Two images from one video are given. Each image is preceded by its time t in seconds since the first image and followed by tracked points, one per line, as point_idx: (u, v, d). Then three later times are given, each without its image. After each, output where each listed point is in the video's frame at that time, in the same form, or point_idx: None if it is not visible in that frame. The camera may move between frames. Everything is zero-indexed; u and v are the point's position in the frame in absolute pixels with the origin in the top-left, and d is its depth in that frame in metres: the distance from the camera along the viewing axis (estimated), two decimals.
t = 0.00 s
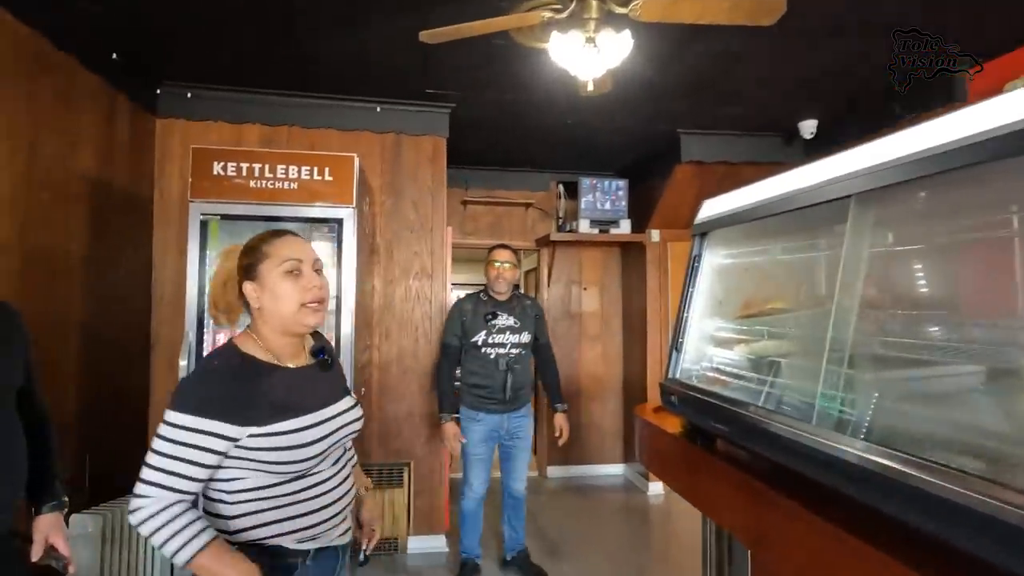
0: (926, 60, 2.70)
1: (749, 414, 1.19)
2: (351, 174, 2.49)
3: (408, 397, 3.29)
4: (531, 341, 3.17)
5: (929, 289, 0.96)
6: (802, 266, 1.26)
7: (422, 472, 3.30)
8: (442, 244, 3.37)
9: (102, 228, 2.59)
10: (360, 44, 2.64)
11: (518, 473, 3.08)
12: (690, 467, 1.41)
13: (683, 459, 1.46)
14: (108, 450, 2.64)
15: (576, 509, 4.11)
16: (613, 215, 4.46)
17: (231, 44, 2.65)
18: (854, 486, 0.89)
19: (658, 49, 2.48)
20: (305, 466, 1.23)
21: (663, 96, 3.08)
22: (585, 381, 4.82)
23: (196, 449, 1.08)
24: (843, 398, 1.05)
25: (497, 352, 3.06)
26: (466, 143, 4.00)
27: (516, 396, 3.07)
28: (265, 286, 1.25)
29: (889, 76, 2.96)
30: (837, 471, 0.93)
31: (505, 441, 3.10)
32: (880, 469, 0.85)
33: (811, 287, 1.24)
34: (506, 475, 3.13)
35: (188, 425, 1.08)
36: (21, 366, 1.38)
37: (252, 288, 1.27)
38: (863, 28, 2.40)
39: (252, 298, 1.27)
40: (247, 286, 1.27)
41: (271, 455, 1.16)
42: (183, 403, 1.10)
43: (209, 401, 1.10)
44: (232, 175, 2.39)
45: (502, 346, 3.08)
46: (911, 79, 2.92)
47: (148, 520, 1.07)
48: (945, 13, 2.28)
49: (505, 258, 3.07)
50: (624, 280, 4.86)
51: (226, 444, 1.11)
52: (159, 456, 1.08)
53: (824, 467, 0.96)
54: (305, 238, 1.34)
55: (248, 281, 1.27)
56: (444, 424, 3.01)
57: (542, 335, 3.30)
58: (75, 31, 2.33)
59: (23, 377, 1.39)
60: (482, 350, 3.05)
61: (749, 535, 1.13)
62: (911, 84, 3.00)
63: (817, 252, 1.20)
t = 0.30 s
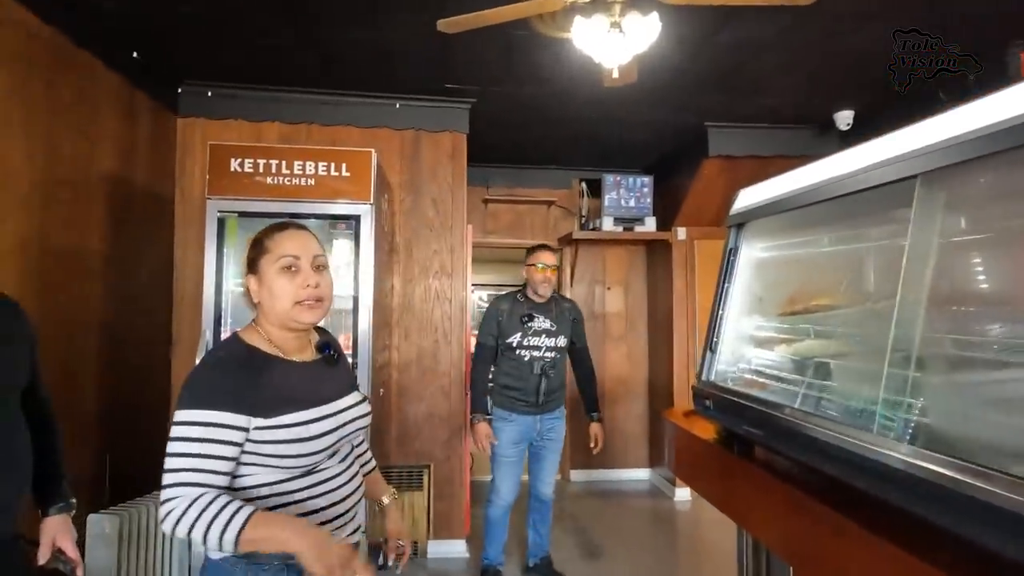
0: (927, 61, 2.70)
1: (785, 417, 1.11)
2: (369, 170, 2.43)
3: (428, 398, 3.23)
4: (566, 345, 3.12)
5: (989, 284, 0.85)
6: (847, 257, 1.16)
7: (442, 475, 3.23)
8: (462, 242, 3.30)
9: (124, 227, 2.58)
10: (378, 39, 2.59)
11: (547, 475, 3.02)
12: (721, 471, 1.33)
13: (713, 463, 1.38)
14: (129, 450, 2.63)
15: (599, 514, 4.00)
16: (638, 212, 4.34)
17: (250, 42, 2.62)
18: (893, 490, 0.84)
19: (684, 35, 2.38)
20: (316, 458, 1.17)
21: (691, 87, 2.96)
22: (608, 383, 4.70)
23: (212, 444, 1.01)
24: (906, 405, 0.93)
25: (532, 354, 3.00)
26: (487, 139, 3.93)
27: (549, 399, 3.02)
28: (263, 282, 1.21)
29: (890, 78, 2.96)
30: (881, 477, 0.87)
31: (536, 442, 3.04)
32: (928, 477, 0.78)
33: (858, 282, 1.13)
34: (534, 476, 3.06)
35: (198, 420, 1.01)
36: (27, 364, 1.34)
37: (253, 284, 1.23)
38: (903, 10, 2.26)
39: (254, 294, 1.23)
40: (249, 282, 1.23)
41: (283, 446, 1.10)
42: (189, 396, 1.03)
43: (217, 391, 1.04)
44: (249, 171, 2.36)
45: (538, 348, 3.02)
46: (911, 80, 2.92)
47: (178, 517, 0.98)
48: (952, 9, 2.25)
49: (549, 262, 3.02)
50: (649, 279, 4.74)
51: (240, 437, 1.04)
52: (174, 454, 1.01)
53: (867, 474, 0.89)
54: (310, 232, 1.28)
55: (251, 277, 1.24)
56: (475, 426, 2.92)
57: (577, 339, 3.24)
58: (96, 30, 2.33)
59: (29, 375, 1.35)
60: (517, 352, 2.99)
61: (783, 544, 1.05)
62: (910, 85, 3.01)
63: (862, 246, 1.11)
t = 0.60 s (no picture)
0: (926, 61, 2.71)
1: (825, 419, 1.03)
2: (387, 164, 2.35)
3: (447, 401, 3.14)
4: (594, 347, 3.00)
5: None
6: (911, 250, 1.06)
7: (460, 481, 3.13)
8: (482, 241, 3.21)
9: (139, 226, 2.55)
10: (395, 31, 2.52)
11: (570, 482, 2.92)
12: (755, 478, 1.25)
13: (748, 470, 1.29)
14: (145, 452, 2.59)
15: (623, 521, 3.87)
16: (662, 210, 4.21)
17: (265, 37, 2.58)
18: (938, 498, 0.77)
19: (713, 19, 2.26)
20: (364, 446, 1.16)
21: (719, 77, 2.84)
22: (632, 386, 4.56)
23: (265, 430, 0.99)
24: (1010, 418, 0.78)
25: (559, 355, 2.89)
26: (506, 136, 3.84)
27: (577, 402, 2.90)
28: (301, 278, 1.15)
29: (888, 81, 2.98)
30: (927, 481, 0.79)
31: (563, 447, 2.93)
32: (977, 480, 0.71)
33: (932, 276, 1.00)
34: (559, 482, 2.95)
35: (249, 409, 1.00)
36: (25, 365, 1.28)
37: (286, 276, 1.17)
38: None
39: (286, 286, 1.17)
40: (282, 275, 1.17)
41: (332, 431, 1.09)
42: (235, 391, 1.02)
43: (259, 381, 1.02)
44: (263, 166, 2.29)
45: (566, 349, 2.91)
46: (911, 81, 2.93)
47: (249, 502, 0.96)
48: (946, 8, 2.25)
49: (584, 262, 2.91)
50: (674, 280, 4.59)
51: (291, 421, 1.03)
52: (234, 447, 1.00)
53: (907, 478, 0.82)
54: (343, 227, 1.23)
55: (284, 270, 1.17)
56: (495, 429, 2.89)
57: (604, 342, 3.13)
58: (111, 26, 2.30)
59: (26, 376, 1.29)
60: (544, 353, 2.89)
61: (821, 552, 0.98)
62: (913, 84, 3.01)
63: (927, 237, 1.01)
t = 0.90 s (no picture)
0: (926, 61, 2.68)
1: (874, 427, 0.95)
2: (407, 159, 2.26)
3: (470, 406, 3.03)
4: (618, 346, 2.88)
5: None
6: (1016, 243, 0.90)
7: (483, 490, 3.02)
8: (506, 240, 3.10)
9: (156, 226, 2.50)
10: (414, 23, 2.43)
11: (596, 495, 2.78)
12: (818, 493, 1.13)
13: (811, 485, 1.16)
14: (161, 458, 2.53)
15: (652, 532, 3.72)
16: (691, 208, 4.05)
17: (283, 31, 2.51)
18: (1000, 511, 0.70)
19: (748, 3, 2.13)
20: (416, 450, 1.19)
21: (749, 66, 2.70)
22: (658, 391, 4.41)
23: (350, 433, 0.99)
24: None
25: (583, 356, 2.77)
26: (528, 133, 3.73)
27: (603, 407, 2.78)
28: (379, 278, 1.15)
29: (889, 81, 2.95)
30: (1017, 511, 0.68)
31: (586, 456, 2.79)
32: None
33: None
34: (584, 494, 2.81)
35: (334, 414, 1.00)
36: (25, 367, 1.21)
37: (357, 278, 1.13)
38: None
39: (357, 289, 1.13)
40: (355, 277, 1.12)
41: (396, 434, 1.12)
42: (314, 399, 1.01)
43: (331, 386, 1.02)
44: (280, 163, 2.22)
45: (589, 350, 2.78)
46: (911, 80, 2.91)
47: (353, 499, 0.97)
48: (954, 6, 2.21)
49: (592, 257, 2.83)
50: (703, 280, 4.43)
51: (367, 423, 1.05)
52: (325, 452, 0.98)
53: (968, 494, 0.75)
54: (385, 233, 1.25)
55: (358, 271, 1.12)
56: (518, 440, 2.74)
57: (627, 341, 2.99)
58: (128, 21, 2.26)
59: (26, 379, 1.22)
60: (568, 355, 2.76)
61: None
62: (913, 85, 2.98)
63: None
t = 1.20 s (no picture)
0: (926, 61, 2.68)
1: (926, 435, 0.92)
2: (428, 155, 2.19)
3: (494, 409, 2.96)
4: (638, 348, 2.77)
5: None
6: None
7: (507, 495, 2.94)
8: (530, 238, 3.01)
9: (178, 226, 2.47)
10: (436, 16, 2.37)
11: (623, 502, 2.68)
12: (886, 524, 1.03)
13: (876, 510, 1.06)
14: (183, 461, 2.50)
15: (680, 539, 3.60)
16: (720, 205, 3.92)
17: (304, 28, 2.47)
18: None
19: None
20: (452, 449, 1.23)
21: (781, 56, 2.59)
22: (685, 394, 4.28)
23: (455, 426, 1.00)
24: None
25: (601, 361, 2.67)
26: (551, 129, 3.64)
27: (624, 412, 2.68)
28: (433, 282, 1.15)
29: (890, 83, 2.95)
30: None
31: (608, 460, 2.69)
32: None
33: None
34: (608, 500, 2.72)
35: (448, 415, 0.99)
36: (37, 370, 1.16)
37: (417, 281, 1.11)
38: None
39: (416, 292, 1.11)
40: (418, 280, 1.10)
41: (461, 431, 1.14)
42: (423, 401, 0.98)
43: (434, 388, 1.01)
44: (300, 161, 2.16)
45: (608, 354, 2.68)
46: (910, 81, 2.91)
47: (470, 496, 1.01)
48: None
49: (604, 255, 2.73)
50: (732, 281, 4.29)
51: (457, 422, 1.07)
52: (442, 454, 0.97)
53: None
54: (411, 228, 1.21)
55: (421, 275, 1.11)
56: (546, 446, 2.65)
57: (649, 342, 2.87)
58: (149, 20, 2.23)
59: (39, 382, 1.18)
60: (585, 360, 2.67)
61: None
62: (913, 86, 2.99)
63: None
